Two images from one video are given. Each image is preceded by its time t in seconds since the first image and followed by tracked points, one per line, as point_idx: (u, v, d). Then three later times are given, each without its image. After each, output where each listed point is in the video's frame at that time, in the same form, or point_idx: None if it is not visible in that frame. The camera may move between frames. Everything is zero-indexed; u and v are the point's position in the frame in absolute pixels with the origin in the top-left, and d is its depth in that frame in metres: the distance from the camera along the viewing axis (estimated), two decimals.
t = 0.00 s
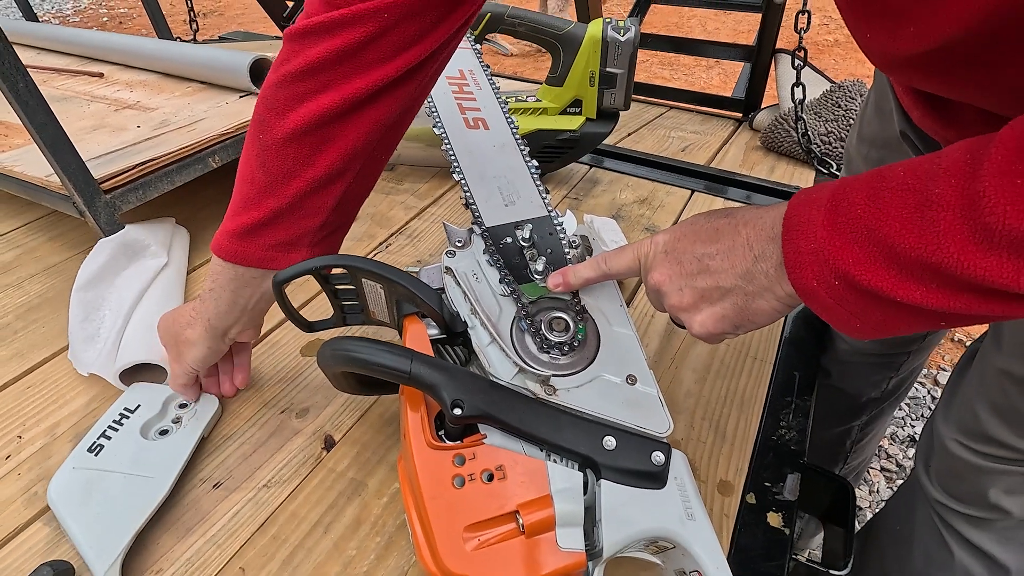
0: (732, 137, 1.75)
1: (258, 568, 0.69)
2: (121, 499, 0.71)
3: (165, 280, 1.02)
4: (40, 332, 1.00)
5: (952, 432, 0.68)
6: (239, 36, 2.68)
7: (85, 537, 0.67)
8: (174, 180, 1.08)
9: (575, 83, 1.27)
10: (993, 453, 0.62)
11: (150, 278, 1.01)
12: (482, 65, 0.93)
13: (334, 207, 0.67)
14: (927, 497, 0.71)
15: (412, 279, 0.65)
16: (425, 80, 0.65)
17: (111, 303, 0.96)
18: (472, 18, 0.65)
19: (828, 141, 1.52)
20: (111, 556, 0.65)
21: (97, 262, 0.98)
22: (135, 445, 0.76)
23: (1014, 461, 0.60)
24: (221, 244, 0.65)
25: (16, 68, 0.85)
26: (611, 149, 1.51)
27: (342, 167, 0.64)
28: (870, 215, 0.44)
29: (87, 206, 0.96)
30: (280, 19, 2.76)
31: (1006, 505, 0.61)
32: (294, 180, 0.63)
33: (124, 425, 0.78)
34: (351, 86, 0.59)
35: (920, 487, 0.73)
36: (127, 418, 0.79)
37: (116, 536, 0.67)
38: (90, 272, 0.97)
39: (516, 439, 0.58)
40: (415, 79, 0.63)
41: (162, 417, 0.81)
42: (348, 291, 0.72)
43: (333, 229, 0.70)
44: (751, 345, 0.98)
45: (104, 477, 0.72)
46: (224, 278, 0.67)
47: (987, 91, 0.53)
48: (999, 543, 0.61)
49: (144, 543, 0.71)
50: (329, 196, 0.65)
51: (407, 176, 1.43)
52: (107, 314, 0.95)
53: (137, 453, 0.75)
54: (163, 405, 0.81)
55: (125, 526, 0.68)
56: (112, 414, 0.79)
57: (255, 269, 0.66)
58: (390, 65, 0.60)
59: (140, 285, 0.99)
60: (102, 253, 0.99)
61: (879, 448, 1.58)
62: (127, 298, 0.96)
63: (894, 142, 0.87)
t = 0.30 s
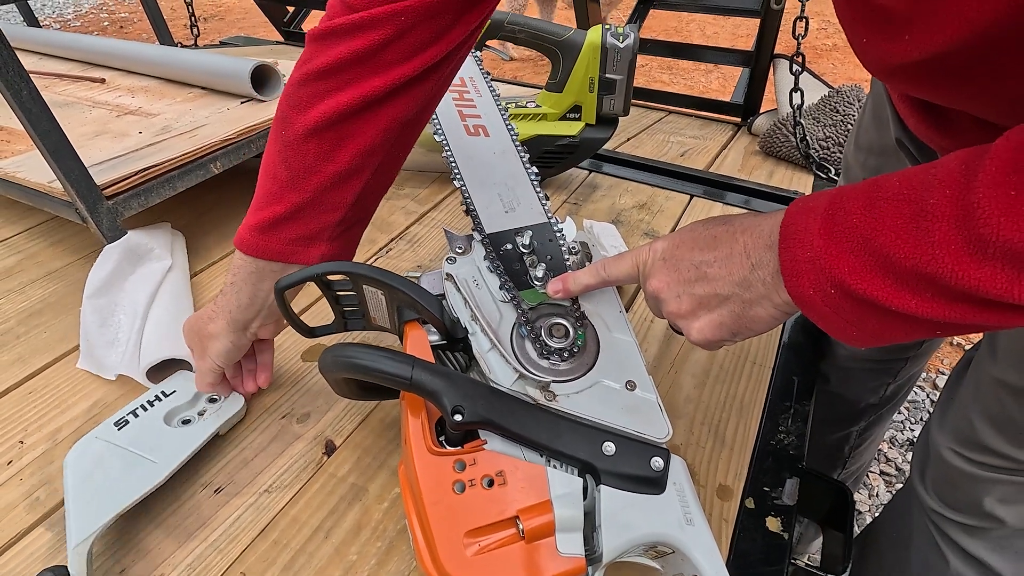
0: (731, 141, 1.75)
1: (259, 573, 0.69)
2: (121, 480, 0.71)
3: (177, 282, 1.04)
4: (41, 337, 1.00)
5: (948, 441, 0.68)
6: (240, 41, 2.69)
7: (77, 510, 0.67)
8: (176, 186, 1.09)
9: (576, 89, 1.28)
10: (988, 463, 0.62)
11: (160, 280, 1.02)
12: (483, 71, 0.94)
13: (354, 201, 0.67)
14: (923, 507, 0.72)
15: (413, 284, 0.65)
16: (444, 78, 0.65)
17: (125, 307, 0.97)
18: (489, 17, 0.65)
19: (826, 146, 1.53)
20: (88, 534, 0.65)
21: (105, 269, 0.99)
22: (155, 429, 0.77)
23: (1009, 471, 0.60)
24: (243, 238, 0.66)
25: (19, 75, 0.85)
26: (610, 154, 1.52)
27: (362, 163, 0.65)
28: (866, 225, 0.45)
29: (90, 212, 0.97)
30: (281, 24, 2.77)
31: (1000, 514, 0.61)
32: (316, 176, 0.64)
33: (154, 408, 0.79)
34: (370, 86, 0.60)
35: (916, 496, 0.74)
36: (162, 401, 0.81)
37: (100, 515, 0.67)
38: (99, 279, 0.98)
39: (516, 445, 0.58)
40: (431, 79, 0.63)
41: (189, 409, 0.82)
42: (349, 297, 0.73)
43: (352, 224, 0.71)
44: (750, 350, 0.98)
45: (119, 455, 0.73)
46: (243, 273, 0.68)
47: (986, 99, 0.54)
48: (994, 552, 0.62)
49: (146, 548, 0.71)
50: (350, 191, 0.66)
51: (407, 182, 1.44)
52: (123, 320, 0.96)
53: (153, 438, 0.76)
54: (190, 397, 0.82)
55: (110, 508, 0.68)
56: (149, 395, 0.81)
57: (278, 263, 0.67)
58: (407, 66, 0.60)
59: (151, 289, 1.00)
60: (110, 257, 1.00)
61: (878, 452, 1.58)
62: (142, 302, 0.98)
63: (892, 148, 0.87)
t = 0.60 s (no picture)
0: (729, 147, 1.76)
1: None
2: (89, 496, 0.72)
3: (183, 282, 1.07)
4: (43, 344, 1.01)
5: (944, 451, 0.69)
6: (240, 48, 2.71)
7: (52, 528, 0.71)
8: (177, 194, 1.10)
9: (573, 97, 1.29)
10: (984, 475, 0.63)
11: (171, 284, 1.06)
12: (482, 80, 0.95)
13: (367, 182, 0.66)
14: (919, 516, 0.72)
15: (413, 291, 0.67)
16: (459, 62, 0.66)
17: (140, 311, 1.01)
18: (509, 1, 0.66)
19: (823, 152, 1.54)
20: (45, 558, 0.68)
21: (115, 277, 1.03)
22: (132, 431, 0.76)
23: (1005, 483, 0.61)
24: (256, 209, 0.67)
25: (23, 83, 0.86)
26: (609, 160, 1.53)
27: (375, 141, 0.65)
28: (855, 230, 0.46)
29: (92, 219, 0.98)
30: (280, 30, 2.79)
31: (998, 526, 0.62)
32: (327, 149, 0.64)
33: (147, 401, 0.79)
34: (383, 59, 0.61)
35: (912, 506, 0.74)
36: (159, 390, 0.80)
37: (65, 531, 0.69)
38: (112, 288, 1.02)
39: (515, 451, 0.59)
40: (446, 59, 0.64)
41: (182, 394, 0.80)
42: (350, 304, 0.74)
43: (366, 204, 0.69)
44: (748, 355, 0.99)
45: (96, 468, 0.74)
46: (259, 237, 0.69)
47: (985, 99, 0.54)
48: (990, 562, 0.63)
49: (148, 554, 0.72)
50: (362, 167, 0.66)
51: (407, 188, 1.45)
52: (139, 323, 0.99)
53: (130, 439, 0.76)
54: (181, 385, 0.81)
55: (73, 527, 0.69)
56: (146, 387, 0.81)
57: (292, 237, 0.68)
58: (421, 42, 0.61)
59: (163, 293, 1.04)
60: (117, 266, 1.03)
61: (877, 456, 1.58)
62: (156, 306, 1.01)
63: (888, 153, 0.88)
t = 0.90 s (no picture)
0: (725, 152, 1.78)
1: None
2: (40, 241, 0.68)
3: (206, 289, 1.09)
4: (44, 350, 1.01)
5: (937, 462, 0.69)
6: (240, 54, 2.72)
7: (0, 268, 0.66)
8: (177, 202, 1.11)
9: (570, 103, 1.30)
10: (977, 489, 0.64)
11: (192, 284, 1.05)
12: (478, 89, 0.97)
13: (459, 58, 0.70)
14: (911, 527, 0.73)
15: (410, 298, 0.68)
16: None
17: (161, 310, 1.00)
18: None
19: (818, 157, 1.55)
20: None
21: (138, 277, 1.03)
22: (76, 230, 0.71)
23: (999, 496, 0.62)
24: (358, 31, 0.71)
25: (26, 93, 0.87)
26: (606, 166, 1.54)
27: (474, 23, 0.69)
28: (840, 228, 0.47)
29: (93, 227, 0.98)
30: (280, 36, 2.81)
31: (989, 540, 0.63)
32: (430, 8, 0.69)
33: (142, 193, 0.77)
34: None
35: (904, 515, 0.75)
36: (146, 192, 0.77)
37: None
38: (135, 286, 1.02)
39: (511, 455, 0.60)
40: None
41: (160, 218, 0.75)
42: (349, 310, 0.76)
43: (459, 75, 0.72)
44: (742, 361, 1.00)
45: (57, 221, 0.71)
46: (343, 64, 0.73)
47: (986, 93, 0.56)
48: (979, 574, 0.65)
49: (149, 558, 0.72)
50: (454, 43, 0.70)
51: (406, 194, 1.46)
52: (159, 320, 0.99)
53: (83, 245, 0.70)
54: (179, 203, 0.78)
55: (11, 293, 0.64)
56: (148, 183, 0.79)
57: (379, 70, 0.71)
58: None
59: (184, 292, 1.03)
60: (148, 261, 1.05)
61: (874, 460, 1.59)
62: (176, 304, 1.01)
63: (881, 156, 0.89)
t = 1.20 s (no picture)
0: (719, 160, 1.81)
1: None
2: (409, 146, 0.62)
3: (210, 299, 1.12)
4: (50, 357, 1.04)
5: (914, 471, 0.72)
6: (241, 61, 2.75)
7: (323, 139, 0.63)
8: (181, 213, 1.14)
9: (564, 115, 1.33)
10: (949, 498, 0.67)
11: (197, 293, 1.10)
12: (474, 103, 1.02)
13: None
14: (891, 536, 0.76)
15: (409, 309, 0.71)
16: None
17: (169, 317, 1.04)
18: None
19: (809, 165, 1.58)
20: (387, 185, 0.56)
21: (146, 286, 1.07)
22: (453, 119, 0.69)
23: (968, 504, 0.65)
24: None
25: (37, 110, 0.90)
26: (601, 174, 1.57)
27: None
28: (809, 228, 0.50)
29: (99, 238, 1.01)
30: (281, 44, 2.85)
31: (960, 548, 0.66)
32: None
33: (392, 107, 0.71)
34: None
35: (885, 523, 0.78)
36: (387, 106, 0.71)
37: (373, 170, 0.58)
38: (143, 294, 1.05)
39: (505, 460, 0.62)
40: None
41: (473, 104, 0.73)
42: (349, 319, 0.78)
43: None
44: (732, 366, 1.03)
45: (344, 122, 0.66)
46: None
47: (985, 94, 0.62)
48: None
49: (154, 561, 0.75)
50: None
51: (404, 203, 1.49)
52: (167, 326, 1.02)
53: (408, 122, 0.67)
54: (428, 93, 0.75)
55: (393, 159, 0.59)
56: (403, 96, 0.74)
57: None
58: None
59: (190, 300, 1.07)
60: (153, 271, 1.09)
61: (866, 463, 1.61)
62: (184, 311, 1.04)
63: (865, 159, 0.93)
